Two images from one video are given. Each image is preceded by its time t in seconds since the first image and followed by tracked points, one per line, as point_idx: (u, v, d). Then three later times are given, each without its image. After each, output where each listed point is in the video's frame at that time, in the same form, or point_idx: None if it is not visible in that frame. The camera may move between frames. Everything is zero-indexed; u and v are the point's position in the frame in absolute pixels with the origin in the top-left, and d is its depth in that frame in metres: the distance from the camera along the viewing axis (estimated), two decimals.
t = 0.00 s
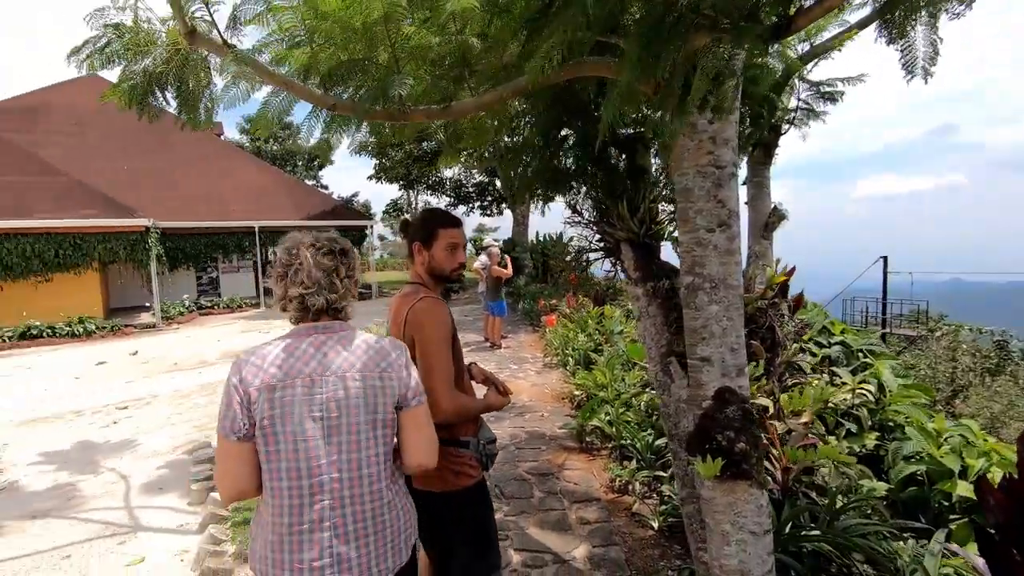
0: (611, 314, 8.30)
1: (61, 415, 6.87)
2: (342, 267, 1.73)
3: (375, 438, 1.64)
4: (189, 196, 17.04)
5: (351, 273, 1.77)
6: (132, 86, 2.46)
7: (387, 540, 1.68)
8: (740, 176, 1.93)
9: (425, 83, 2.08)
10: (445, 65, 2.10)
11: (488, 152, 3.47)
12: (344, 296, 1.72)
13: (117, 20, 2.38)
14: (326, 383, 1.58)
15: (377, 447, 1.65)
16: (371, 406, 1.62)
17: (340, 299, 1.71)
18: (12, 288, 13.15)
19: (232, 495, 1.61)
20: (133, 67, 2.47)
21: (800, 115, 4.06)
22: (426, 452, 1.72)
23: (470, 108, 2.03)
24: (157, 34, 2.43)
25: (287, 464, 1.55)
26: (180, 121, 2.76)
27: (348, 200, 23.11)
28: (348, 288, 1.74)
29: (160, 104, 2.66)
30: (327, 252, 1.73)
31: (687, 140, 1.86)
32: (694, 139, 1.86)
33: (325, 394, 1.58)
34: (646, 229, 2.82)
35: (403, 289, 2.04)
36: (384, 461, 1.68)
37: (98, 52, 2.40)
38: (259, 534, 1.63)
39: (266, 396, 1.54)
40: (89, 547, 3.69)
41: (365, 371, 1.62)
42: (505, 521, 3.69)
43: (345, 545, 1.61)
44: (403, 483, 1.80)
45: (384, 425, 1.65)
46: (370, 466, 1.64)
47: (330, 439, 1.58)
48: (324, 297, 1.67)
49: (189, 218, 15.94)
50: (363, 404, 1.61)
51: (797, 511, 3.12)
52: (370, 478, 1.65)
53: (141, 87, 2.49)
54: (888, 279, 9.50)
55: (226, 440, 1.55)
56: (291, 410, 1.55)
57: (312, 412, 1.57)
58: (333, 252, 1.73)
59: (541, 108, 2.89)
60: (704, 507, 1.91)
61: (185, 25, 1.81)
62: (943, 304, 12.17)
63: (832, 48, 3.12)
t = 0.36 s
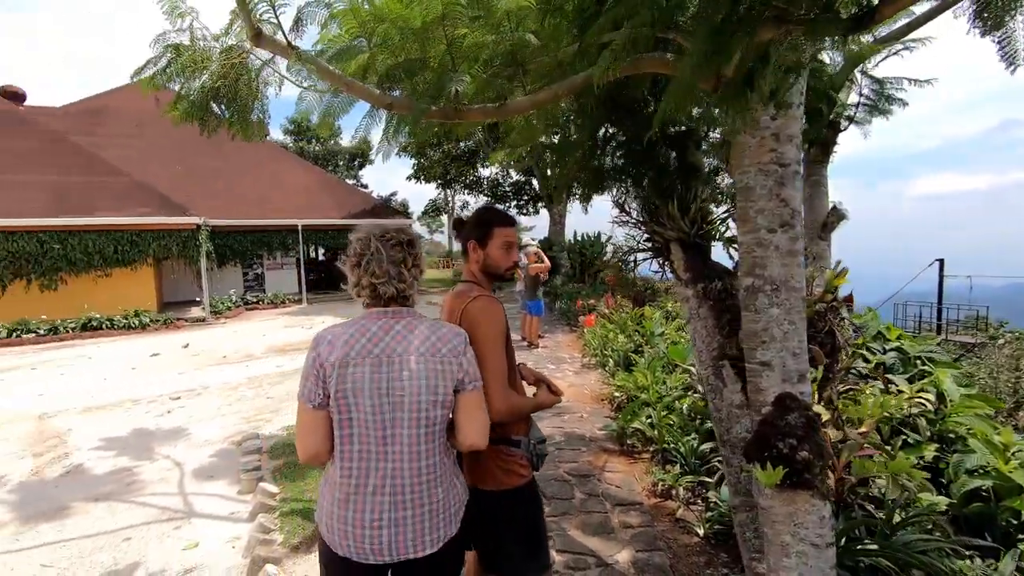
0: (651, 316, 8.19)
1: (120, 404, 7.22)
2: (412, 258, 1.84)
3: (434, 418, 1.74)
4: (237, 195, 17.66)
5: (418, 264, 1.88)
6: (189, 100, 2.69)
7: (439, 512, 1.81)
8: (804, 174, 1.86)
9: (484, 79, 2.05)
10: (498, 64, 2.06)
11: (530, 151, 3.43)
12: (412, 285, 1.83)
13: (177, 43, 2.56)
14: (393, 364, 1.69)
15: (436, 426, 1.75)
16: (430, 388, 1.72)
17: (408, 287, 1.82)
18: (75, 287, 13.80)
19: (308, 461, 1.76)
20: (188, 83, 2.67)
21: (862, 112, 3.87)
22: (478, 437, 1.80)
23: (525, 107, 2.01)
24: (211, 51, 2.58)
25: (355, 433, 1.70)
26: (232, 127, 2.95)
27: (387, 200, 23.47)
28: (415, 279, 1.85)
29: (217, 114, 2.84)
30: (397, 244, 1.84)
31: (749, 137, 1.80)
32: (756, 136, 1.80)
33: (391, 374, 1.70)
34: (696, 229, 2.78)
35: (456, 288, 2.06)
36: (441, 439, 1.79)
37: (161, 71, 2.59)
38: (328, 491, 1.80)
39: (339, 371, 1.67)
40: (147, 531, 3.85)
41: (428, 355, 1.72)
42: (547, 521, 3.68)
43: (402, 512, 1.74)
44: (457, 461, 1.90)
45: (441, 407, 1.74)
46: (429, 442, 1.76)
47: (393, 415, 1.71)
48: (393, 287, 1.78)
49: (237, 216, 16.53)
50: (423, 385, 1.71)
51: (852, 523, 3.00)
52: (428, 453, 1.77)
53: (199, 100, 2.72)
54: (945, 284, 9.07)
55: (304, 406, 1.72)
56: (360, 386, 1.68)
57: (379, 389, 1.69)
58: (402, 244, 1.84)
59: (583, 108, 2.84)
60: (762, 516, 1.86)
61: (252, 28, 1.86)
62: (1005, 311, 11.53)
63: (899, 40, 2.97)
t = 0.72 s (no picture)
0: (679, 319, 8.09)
1: (155, 398, 7.39)
2: (435, 264, 2.01)
3: (457, 413, 1.92)
4: (266, 194, 17.99)
5: (442, 270, 2.06)
6: (227, 100, 2.72)
7: (464, 499, 1.99)
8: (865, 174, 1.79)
9: (533, 79, 2.03)
10: (541, 63, 2.02)
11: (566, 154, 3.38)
12: (434, 289, 2.00)
13: (217, 43, 2.56)
14: (419, 363, 1.87)
15: (459, 420, 1.94)
16: (452, 385, 1.89)
17: (429, 292, 1.99)
18: (111, 281, 14.41)
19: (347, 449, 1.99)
20: (228, 83, 2.68)
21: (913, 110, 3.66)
22: (501, 429, 1.96)
23: (575, 106, 1.99)
24: (249, 52, 2.57)
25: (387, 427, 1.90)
26: (269, 128, 2.99)
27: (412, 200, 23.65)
28: (437, 285, 2.01)
29: (252, 114, 2.88)
30: (422, 251, 2.02)
31: (807, 137, 1.74)
32: (814, 136, 1.74)
33: (417, 373, 1.89)
34: (740, 231, 2.72)
35: (507, 291, 2.10)
36: (464, 432, 1.97)
37: (200, 73, 2.59)
38: (366, 479, 2.02)
39: (370, 371, 1.87)
40: (184, 525, 3.92)
41: (451, 356, 1.89)
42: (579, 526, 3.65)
43: (430, 499, 1.94)
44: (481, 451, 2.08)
45: (462, 402, 1.92)
46: (453, 435, 1.94)
47: (420, 411, 1.90)
48: (415, 292, 1.96)
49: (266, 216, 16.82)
50: (445, 383, 1.89)
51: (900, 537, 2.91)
52: (452, 445, 1.95)
53: (238, 101, 2.74)
54: (987, 289, 8.76)
55: (341, 403, 1.93)
56: (389, 384, 1.88)
57: (406, 387, 1.89)
58: (425, 252, 2.02)
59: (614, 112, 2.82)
60: (816, 529, 1.80)
61: (305, 30, 1.90)
62: None
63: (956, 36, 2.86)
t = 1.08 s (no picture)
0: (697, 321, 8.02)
1: (176, 396, 7.48)
2: (455, 266, 2.12)
3: (464, 402, 2.06)
4: (282, 195, 18.16)
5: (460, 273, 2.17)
6: (257, 98, 2.76)
7: (469, 482, 2.13)
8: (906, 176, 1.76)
9: (570, 80, 2.03)
10: (575, 66, 2.00)
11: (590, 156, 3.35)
12: (452, 290, 2.12)
13: (251, 40, 2.65)
14: (429, 356, 2.01)
15: (465, 409, 2.07)
16: (460, 378, 2.04)
17: (449, 293, 2.11)
18: (130, 280, 14.62)
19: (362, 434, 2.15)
20: (257, 80, 2.74)
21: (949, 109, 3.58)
22: (504, 417, 2.13)
23: (611, 106, 1.96)
24: (281, 49, 2.63)
25: (398, 414, 2.05)
26: (299, 126, 3.02)
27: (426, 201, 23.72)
28: (456, 286, 2.14)
29: (280, 113, 2.92)
30: (442, 255, 2.13)
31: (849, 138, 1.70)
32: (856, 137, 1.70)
33: (427, 365, 2.03)
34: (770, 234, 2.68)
35: (543, 294, 2.12)
36: (471, 421, 2.11)
37: (231, 66, 2.72)
38: (379, 462, 2.17)
39: (384, 363, 2.01)
40: (207, 523, 3.95)
41: (459, 349, 2.03)
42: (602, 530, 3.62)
43: (437, 482, 2.07)
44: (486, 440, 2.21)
45: (469, 393, 2.06)
46: (460, 423, 2.08)
47: (429, 400, 2.04)
48: (439, 293, 2.08)
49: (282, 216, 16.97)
50: (453, 374, 2.03)
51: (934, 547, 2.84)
52: (459, 432, 2.09)
53: (268, 98, 2.78)
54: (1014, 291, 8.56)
55: (356, 391, 2.07)
56: (401, 375, 2.02)
57: (417, 378, 2.03)
58: (445, 256, 2.13)
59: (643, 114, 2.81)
60: (856, 538, 1.76)
61: (340, 30, 1.90)
62: None
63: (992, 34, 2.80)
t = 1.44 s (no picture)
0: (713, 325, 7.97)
1: (192, 397, 7.54)
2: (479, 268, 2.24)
3: (480, 392, 2.14)
4: (296, 197, 18.30)
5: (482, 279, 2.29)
6: (289, 106, 2.76)
7: (486, 471, 2.20)
8: (944, 178, 1.72)
9: (600, 83, 2.02)
10: (607, 66, 1.99)
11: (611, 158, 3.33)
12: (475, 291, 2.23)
13: (282, 48, 2.68)
14: (448, 348, 2.11)
15: (481, 399, 2.16)
16: (477, 369, 2.13)
17: (473, 294, 2.22)
18: (147, 282, 14.79)
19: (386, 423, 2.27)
20: (290, 89, 2.74)
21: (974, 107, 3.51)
22: (518, 409, 2.19)
23: (642, 108, 1.96)
24: (312, 57, 2.67)
25: (419, 403, 2.14)
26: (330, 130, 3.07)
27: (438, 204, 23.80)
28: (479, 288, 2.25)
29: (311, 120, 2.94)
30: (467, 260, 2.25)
31: (885, 140, 1.68)
32: (893, 139, 1.67)
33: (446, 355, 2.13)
34: (796, 238, 2.66)
35: (567, 297, 2.11)
36: (486, 411, 2.18)
37: (266, 76, 2.68)
38: (402, 452, 2.26)
39: (406, 354, 2.13)
40: (226, 524, 3.97)
41: (476, 342, 2.13)
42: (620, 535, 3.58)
43: (454, 470, 2.15)
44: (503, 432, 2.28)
45: (485, 384, 2.14)
46: (476, 413, 2.15)
47: (447, 390, 2.13)
48: (464, 293, 2.19)
49: (296, 218, 17.09)
50: (471, 365, 2.13)
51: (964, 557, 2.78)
52: (476, 422, 2.16)
53: (298, 105, 2.77)
54: None
55: (381, 382, 2.19)
56: (421, 366, 2.12)
57: (436, 368, 2.13)
58: (470, 261, 2.26)
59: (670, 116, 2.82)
60: (893, 549, 1.73)
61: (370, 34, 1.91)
62: None
63: None
